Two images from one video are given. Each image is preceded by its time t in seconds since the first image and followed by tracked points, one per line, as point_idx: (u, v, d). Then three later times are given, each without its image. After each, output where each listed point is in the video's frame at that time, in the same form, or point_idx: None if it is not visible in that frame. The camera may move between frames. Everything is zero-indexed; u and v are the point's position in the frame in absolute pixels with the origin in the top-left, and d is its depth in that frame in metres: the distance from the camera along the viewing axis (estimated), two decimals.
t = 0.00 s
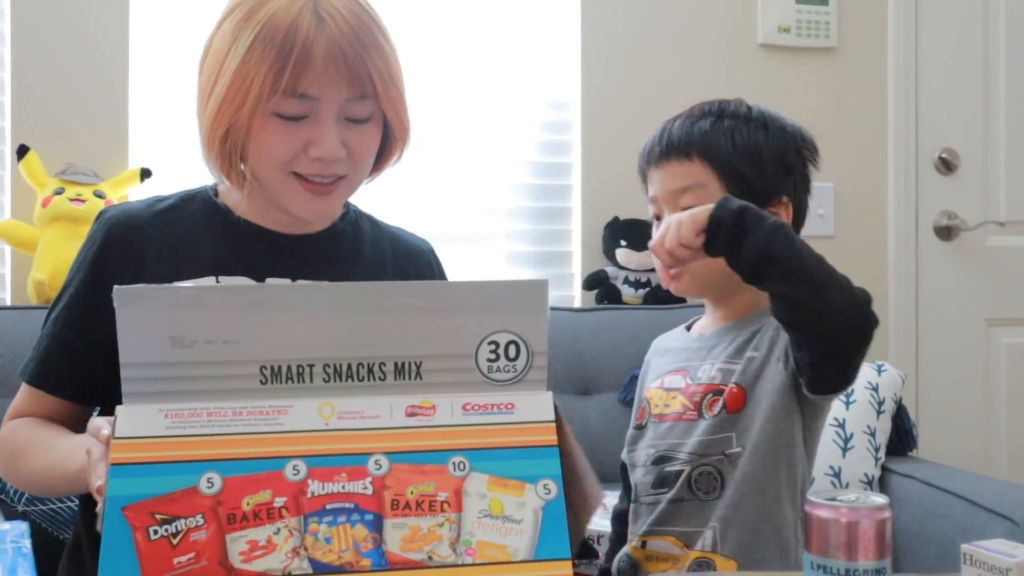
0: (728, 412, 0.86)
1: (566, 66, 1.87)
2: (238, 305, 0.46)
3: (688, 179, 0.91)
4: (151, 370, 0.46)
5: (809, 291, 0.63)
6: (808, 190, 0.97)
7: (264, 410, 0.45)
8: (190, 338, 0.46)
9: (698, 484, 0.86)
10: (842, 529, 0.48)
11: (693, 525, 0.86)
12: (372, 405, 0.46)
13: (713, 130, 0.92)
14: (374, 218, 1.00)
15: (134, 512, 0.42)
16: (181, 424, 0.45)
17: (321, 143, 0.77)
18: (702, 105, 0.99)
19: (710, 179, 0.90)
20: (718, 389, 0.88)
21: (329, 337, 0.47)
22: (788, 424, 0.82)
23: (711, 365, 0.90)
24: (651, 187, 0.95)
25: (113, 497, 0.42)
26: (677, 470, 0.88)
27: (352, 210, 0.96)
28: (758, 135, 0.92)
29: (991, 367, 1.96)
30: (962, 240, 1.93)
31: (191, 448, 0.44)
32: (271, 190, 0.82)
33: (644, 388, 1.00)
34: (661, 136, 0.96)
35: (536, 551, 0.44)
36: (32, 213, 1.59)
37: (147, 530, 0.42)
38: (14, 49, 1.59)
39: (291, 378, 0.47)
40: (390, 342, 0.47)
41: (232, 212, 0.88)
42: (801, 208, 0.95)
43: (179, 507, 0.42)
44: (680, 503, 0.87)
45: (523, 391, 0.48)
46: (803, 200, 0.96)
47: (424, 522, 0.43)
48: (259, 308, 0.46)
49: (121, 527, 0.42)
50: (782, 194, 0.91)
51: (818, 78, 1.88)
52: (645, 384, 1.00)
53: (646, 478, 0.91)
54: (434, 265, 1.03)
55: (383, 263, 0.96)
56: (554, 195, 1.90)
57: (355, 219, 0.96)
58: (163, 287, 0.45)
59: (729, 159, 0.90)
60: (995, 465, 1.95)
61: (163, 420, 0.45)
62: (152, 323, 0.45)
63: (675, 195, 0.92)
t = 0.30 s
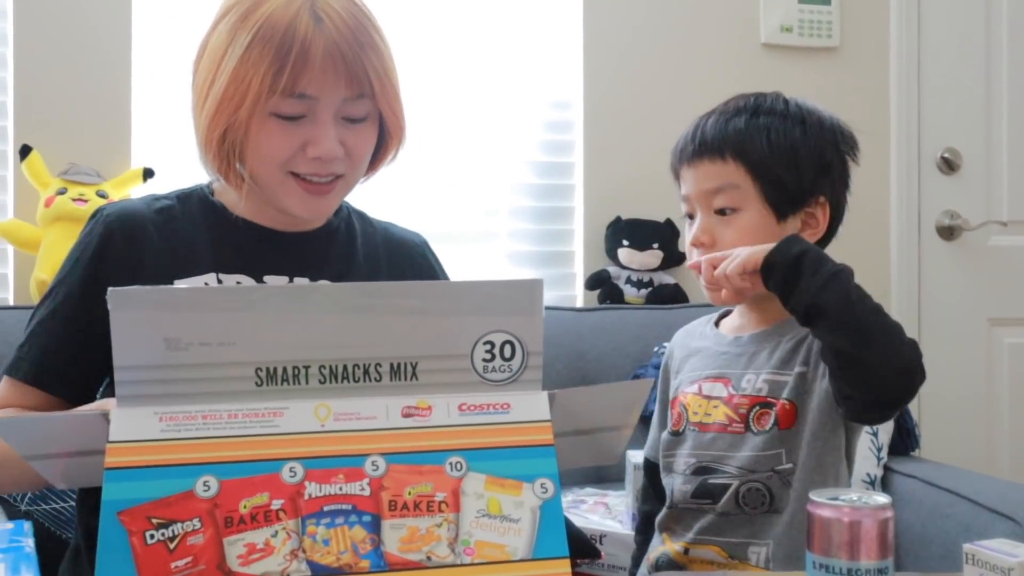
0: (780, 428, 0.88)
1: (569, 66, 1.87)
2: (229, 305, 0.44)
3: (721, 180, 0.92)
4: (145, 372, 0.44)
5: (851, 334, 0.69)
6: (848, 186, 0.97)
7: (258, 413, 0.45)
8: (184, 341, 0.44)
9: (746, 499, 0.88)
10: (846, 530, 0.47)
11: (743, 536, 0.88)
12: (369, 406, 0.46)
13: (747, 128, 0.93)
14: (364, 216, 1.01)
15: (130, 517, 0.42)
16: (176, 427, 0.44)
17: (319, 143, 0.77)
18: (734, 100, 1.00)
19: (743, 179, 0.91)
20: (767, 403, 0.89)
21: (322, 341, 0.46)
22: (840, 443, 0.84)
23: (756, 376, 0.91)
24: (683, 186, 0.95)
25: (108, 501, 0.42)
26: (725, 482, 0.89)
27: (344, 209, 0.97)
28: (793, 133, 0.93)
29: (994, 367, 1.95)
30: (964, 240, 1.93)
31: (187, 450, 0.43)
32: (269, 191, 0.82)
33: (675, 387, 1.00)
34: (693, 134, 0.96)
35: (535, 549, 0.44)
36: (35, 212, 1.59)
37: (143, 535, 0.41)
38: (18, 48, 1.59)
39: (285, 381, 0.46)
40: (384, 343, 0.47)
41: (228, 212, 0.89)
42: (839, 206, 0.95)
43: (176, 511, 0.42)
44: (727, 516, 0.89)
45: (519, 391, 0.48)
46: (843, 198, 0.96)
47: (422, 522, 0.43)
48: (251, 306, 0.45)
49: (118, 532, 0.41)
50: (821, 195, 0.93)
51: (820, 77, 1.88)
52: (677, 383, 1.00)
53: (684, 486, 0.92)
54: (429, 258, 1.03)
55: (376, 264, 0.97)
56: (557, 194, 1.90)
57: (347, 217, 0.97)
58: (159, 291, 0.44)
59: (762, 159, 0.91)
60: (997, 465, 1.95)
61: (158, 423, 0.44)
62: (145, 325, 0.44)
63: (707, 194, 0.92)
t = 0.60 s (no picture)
0: (804, 440, 0.88)
1: (570, 64, 1.87)
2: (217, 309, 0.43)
3: (722, 194, 0.90)
4: (131, 379, 0.43)
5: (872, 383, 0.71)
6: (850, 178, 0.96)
7: (249, 417, 0.44)
8: (170, 347, 0.43)
9: (765, 507, 0.88)
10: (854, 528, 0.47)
11: (761, 544, 0.88)
12: (360, 408, 0.45)
13: (739, 138, 0.91)
14: (359, 209, 1.01)
15: (122, 529, 0.41)
16: (166, 435, 0.43)
17: (313, 139, 0.77)
18: (725, 106, 0.98)
19: (744, 191, 0.89)
20: (791, 412, 0.88)
21: (315, 341, 0.45)
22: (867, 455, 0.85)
23: (777, 384, 0.90)
24: (685, 203, 0.94)
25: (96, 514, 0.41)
26: (745, 490, 0.89)
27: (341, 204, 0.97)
28: (787, 136, 0.91)
29: (996, 365, 1.95)
30: (967, 238, 1.92)
31: (176, 458, 0.42)
32: (264, 187, 0.82)
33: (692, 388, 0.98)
34: (688, 148, 0.95)
35: (534, 550, 0.44)
36: (37, 211, 1.59)
37: (136, 547, 0.41)
38: (20, 46, 1.60)
39: (275, 384, 0.45)
40: (375, 343, 0.46)
41: (223, 207, 0.89)
42: (843, 200, 0.94)
43: (168, 522, 0.41)
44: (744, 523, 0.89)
45: (512, 388, 0.48)
46: (846, 192, 0.95)
47: (419, 526, 0.43)
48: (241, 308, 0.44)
49: (110, 543, 0.41)
50: (823, 193, 0.91)
51: (823, 75, 1.88)
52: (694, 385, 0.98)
53: (701, 490, 0.91)
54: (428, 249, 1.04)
55: (375, 260, 0.97)
56: (558, 193, 1.89)
57: (342, 211, 0.97)
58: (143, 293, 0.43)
59: (761, 167, 0.89)
60: (999, 464, 1.94)
61: (146, 431, 0.43)
62: (129, 332, 0.43)
63: (711, 209, 0.91)
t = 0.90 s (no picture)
0: (786, 439, 0.90)
1: (572, 61, 1.86)
2: (184, 329, 0.44)
3: (692, 191, 0.92)
4: (92, 407, 0.45)
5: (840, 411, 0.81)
6: (808, 169, 1.00)
7: (225, 436, 0.45)
8: (134, 372, 0.45)
9: (748, 509, 0.89)
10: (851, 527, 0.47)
11: (743, 547, 0.89)
12: (341, 418, 0.46)
13: (707, 136, 0.94)
14: (359, 205, 1.02)
15: (101, 565, 0.44)
16: (137, 461, 0.45)
17: (323, 125, 0.77)
18: (683, 106, 1.01)
19: (715, 187, 0.92)
20: (770, 411, 0.90)
21: (296, 350, 0.46)
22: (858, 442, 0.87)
23: (755, 384, 0.92)
24: (653, 202, 0.96)
25: (74, 550, 0.43)
26: (728, 492, 0.90)
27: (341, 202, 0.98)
28: (752, 132, 0.94)
29: (999, 363, 1.94)
30: (969, 235, 1.92)
31: (150, 487, 0.44)
32: (273, 180, 0.81)
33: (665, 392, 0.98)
34: (654, 147, 0.97)
35: (526, 554, 0.46)
36: (39, 208, 1.60)
37: None
38: (22, 45, 1.60)
39: (248, 401, 0.46)
40: (355, 352, 0.47)
41: (223, 206, 0.89)
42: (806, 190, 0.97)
43: (149, 553, 0.44)
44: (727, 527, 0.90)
45: (495, 384, 0.49)
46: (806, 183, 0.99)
47: (408, 538, 0.45)
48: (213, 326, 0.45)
49: None
50: (789, 184, 0.95)
51: (825, 73, 1.87)
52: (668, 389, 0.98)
53: (683, 495, 0.92)
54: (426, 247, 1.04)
55: (374, 258, 0.97)
56: (560, 190, 1.89)
57: (343, 208, 0.98)
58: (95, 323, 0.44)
59: (729, 161, 0.92)
60: (1002, 461, 1.94)
61: (118, 459, 0.45)
62: (88, 362, 0.44)
63: (683, 206, 0.93)
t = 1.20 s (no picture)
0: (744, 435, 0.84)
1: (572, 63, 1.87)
2: (186, 328, 0.45)
3: (633, 186, 0.87)
4: (95, 404, 0.45)
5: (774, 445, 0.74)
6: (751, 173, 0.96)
7: (226, 435, 0.45)
8: (138, 369, 0.45)
9: (707, 509, 0.82)
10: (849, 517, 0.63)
11: (705, 551, 0.82)
12: (342, 417, 0.47)
13: (652, 129, 0.89)
14: (356, 206, 1.02)
15: (101, 562, 0.44)
16: (140, 459, 0.45)
17: (319, 126, 0.77)
18: (634, 101, 0.96)
19: (659, 182, 0.87)
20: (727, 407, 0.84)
21: (296, 350, 0.46)
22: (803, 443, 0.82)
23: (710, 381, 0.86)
24: (595, 197, 0.90)
25: (76, 546, 0.43)
26: (687, 493, 0.82)
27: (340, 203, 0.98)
28: (698, 128, 0.89)
29: (998, 364, 1.95)
30: (969, 236, 1.92)
31: (154, 485, 0.44)
32: (269, 181, 0.81)
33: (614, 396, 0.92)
34: (598, 141, 0.91)
35: (526, 554, 0.45)
36: (39, 209, 1.60)
37: None
38: (23, 45, 1.60)
39: (251, 400, 0.46)
40: (357, 351, 0.47)
41: (219, 207, 0.90)
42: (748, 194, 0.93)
43: (149, 551, 0.44)
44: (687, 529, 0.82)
45: (496, 387, 0.49)
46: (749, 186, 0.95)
47: (408, 537, 0.45)
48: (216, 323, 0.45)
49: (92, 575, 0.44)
50: (732, 185, 0.91)
51: (825, 74, 1.87)
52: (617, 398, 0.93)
53: (639, 501, 0.84)
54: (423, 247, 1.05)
55: (375, 262, 0.98)
56: (558, 192, 1.90)
57: (342, 211, 0.98)
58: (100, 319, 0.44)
59: (675, 156, 0.87)
60: (1002, 462, 1.94)
61: (120, 456, 0.45)
62: (92, 359, 0.44)
63: (625, 201, 0.87)
